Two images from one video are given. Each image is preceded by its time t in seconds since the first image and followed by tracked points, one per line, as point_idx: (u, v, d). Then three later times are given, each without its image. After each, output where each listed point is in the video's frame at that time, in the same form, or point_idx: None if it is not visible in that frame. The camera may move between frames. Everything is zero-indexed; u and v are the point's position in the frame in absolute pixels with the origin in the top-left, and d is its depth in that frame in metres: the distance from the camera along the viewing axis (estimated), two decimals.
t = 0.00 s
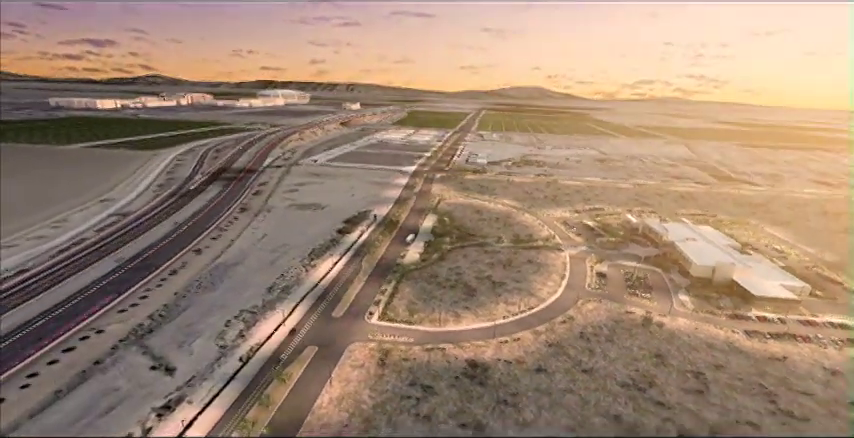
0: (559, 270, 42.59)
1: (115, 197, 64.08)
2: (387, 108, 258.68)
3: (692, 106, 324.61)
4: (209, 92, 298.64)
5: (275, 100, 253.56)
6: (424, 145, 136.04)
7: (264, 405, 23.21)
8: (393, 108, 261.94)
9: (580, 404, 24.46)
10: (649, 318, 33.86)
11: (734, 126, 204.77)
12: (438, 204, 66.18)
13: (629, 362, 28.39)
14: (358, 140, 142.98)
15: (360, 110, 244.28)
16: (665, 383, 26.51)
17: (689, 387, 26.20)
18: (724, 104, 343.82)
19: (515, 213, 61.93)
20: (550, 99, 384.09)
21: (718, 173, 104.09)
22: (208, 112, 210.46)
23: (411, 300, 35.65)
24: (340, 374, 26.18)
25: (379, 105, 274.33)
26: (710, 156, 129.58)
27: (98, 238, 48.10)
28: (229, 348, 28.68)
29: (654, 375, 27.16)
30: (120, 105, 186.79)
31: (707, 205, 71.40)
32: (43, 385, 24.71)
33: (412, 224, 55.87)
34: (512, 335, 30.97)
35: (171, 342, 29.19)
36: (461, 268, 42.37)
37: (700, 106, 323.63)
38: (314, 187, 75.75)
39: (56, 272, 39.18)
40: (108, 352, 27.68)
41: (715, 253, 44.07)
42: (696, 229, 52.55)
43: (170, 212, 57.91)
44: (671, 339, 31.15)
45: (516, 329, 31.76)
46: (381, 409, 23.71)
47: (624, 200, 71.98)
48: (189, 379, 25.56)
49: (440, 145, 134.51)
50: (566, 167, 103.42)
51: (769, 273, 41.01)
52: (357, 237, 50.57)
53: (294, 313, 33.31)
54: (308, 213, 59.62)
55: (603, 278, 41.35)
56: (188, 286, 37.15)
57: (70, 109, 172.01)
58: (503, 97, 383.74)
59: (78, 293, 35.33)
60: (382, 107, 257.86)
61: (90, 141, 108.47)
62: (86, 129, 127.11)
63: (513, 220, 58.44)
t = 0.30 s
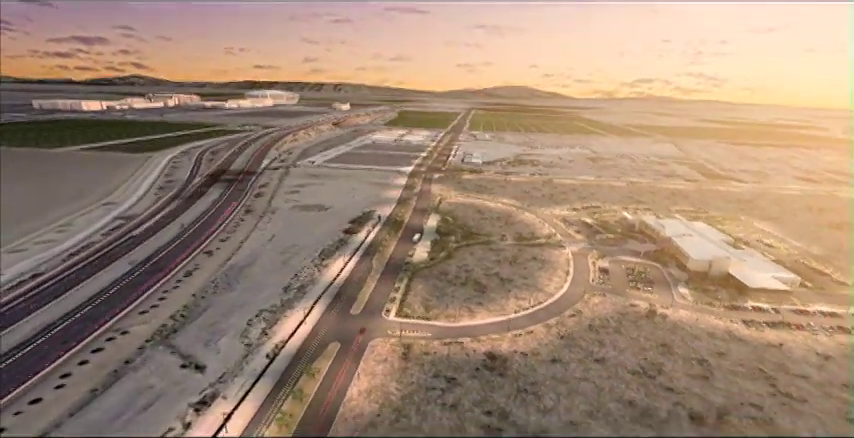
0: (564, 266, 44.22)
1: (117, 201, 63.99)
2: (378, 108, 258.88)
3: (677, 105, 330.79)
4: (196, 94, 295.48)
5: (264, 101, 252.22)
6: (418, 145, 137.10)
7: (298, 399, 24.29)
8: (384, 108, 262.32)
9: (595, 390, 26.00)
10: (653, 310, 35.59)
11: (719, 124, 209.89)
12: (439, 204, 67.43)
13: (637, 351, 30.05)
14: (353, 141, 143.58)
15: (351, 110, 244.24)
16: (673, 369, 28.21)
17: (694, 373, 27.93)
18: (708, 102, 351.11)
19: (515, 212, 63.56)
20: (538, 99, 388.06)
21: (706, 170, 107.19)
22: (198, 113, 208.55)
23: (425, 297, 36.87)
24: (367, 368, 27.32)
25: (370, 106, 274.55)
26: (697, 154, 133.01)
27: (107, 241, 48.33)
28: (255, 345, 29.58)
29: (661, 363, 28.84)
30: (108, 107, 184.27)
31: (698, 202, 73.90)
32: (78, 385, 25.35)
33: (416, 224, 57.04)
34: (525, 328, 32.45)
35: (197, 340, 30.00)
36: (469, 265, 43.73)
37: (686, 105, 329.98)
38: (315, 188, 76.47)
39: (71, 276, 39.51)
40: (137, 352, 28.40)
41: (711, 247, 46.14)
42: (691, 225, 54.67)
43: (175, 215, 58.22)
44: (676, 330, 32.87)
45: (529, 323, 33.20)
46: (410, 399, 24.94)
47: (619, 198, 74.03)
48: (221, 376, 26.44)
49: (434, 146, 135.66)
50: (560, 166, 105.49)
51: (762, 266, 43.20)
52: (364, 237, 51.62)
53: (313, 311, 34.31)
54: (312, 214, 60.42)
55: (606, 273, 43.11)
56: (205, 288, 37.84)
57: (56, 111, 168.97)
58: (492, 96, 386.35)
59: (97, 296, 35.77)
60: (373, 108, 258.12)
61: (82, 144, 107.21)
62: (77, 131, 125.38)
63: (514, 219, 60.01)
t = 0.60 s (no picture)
0: (567, 262, 45.90)
1: (119, 204, 64.01)
2: (369, 108, 259.30)
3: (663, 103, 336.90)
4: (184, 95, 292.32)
5: (254, 102, 250.77)
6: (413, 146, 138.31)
7: (328, 391, 25.42)
8: (375, 108, 262.80)
9: (607, 378, 27.53)
10: (655, 303, 37.38)
11: (703, 122, 215.04)
12: (440, 203, 68.75)
13: (644, 341, 31.75)
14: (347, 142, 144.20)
15: (342, 111, 244.30)
16: (677, 357, 29.92)
17: (697, 360, 29.66)
18: (692, 101, 358.47)
19: (515, 210, 65.19)
20: (527, 98, 391.92)
21: (694, 168, 110.32)
22: (188, 115, 206.62)
23: (437, 294, 38.12)
24: (389, 361, 28.48)
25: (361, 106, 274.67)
26: (685, 152, 136.47)
27: (115, 244, 48.59)
28: (278, 342, 30.51)
29: (667, 351, 30.54)
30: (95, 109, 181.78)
31: (690, 198, 76.38)
32: (111, 383, 26.06)
33: (420, 223, 58.26)
34: (536, 321, 33.93)
35: (221, 339, 30.82)
36: (476, 262, 45.10)
37: (671, 104, 336.38)
38: (316, 189, 77.18)
39: (85, 278, 39.88)
40: (164, 351, 29.15)
41: (705, 242, 48.27)
42: (685, 221, 56.89)
43: (179, 218, 58.52)
44: (678, 320, 34.67)
45: (539, 316, 34.73)
46: (433, 390, 26.17)
47: (614, 196, 76.16)
48: (249, 372, 27.35)
49: (428, 146, 136.96)
50: (554, 165, 107.62)
51: (754, 259, 45.42)
52: (370, 236, 52.66)
53: (330, 309, 35.29)
54: (317, 215, 61.24)
55: (608, 268, 44.87)
56: (220, 288, 38.58)
57: (43, 114, 166.31)
58: (481, 96, 388.86)
59: (114, 298, 36.28)
60: (364, 108, 258.34)
61: (74, 147, 106.25)
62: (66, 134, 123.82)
63: (514, 217, 61.67)
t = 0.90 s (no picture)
0: (569, 258, 47.52)
1: (121, 208, 64.05)
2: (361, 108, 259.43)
3: (649, 102, 342.48)
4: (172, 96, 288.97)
5: (244, 102, 248.95)
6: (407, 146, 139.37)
7: (353, 384, 26.55)
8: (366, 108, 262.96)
9: (616, 365, 29.08)
10: (656, 296, 39.13)
11: (690, 121, 219.61)
12: (441, 203, 70.05)
13: (648, 331, 33.40)
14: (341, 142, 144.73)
15: (333, 111, 244.12)
16: (680, 346, 31.61)
17: (699, 348, 31.37)
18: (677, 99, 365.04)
19: (515, 209, 66.74)
20: (516, 98, 395.09)
21: (683, 166, 113.22)
22: (177, 116, 204.68)
23: (447, 290, 39.37)
24: (408, 355, 29.66)
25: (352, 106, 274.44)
26: (673, 150, 139.68)
27: (123, 247, 48.91)
28: (298, 339, 31.48)
29: (670, 341, 32.22)
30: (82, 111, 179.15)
31: (681, 195, 78.77)
32: (140, 381, 26.82)
33: (423, 222, 59.46)
34: (544, 315, 35.39)
35: (242, 337, 31.66)
36: (482, 260, 46.46)
37: (657, 103, 342.02)
38: (316, 190, 77.83)
39: (98, 281, 40.32)
40: (188, 350, 29.93)
41: (699, 237, 50.33)
42: (679, 218, 59.00)
43: (183, 220, 58.88)
44: (679, 312, 36.42)
45: (547, 310, 36.20)
46: (454, 381, 27.42)
47: (609, 194, 78.19)
48: (274, 368, 28.30)
49: (422, 146, 138.11)
50: (547, 164, 109.58)
51: (746, 253, 47.58)
52: (376, 236, 53.68)
53: (345, 306, 36.28)
54: (321, 215, 62.08)
55: (608, 263, 46.59)
56: (234, 288, 39.33)
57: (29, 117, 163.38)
58: (471, 95, 390.93)
59: (131, 299, 36.84)
60: (355, 108, 258.27)
61: (66, 150, 105.19)
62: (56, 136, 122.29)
63: (514, 215, 63.23)
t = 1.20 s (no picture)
0: (571, 254, 49.08)
1: (122, 210, 64.11)
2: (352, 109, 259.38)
3: (636, 101, 348.04)
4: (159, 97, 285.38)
5: (232, 104, 246.12)
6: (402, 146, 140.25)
7: (375, 376, 27.70)
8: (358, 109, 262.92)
9: (623, 355, 30.60)
10: (656, 289, 40.87)
11: (677, 120, 224.05)
12: (441, 202, 71.30)
13: (650, 322, 35.04)
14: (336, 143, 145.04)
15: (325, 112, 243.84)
16: (681, 335, 33.31)
17: (699, 337, 33.08)
18: (663, 98, 371.51)
19: (513, 207, 68.25)
20: (506, 97, 397.71)
21: (673, 164, 115.99)
22: (168, 117, 202.67)
23: (456, 287, 40.63)
24: (425, 348, 30.86)
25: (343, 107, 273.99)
26: (662, 149, 142.75)
27: (130, 249, 49.29)
28: (317, 335, 32.48)
29: (672, 331, 33.91)
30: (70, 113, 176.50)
31: (673, 193, 81.07)
32: (166, 378, 27.58)
33: (426, 221, 60.68)
34: (551, 308, 36.83)
35: (261, 334, 32.53)
36: (487, 257, 47.81)
37: (644, 102, 347.86)
38: (316, 190, 78.53)
39: (111, 283, 40.78)
40: (210, 347, 30.73)
41: (693, 232, 52.35)
42: (672, 214, 61.07)
43: (187, 222, 59.25)
44: (678, 304, 38.16)
45: (554, 304, 37.69)
46: (471, 371, 28.68)
47: (603, 192, 80.17)
48: (297, 363, 29.28)
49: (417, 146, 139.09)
50: (541, 164, 111.39)
51: (738, 247, 49.71)
52: (380, 235, 54.73)
53: (358, 303, 37.31)
54: (324, 215, 62.87)
55: (608, 259, 48.26)
56: (248, 288, 40.10)
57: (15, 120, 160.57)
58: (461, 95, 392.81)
59: (147, 300, 37.44)
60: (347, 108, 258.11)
61: (59, 153, 104.12)
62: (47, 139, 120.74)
63: (514, 213, 64.71)
